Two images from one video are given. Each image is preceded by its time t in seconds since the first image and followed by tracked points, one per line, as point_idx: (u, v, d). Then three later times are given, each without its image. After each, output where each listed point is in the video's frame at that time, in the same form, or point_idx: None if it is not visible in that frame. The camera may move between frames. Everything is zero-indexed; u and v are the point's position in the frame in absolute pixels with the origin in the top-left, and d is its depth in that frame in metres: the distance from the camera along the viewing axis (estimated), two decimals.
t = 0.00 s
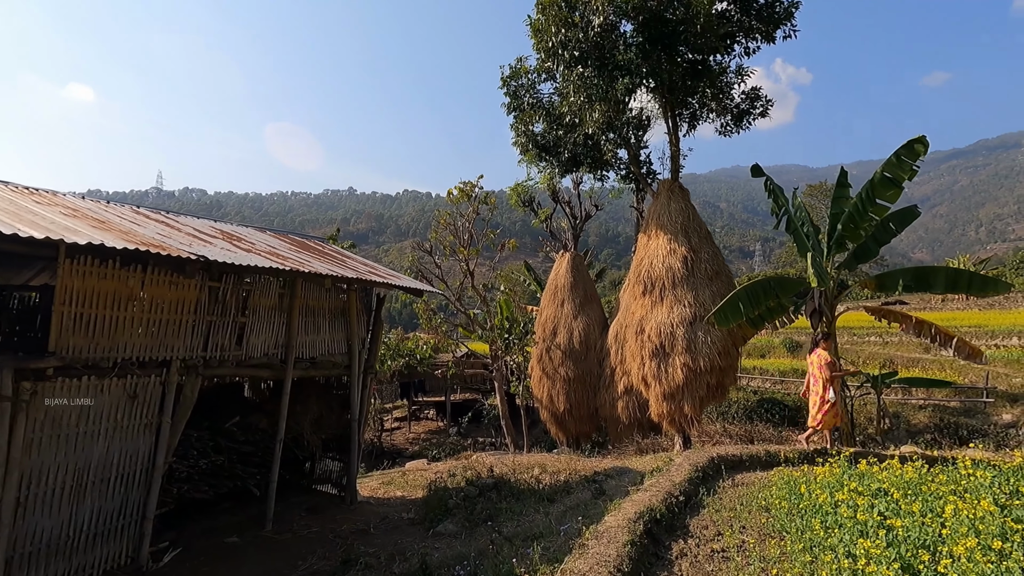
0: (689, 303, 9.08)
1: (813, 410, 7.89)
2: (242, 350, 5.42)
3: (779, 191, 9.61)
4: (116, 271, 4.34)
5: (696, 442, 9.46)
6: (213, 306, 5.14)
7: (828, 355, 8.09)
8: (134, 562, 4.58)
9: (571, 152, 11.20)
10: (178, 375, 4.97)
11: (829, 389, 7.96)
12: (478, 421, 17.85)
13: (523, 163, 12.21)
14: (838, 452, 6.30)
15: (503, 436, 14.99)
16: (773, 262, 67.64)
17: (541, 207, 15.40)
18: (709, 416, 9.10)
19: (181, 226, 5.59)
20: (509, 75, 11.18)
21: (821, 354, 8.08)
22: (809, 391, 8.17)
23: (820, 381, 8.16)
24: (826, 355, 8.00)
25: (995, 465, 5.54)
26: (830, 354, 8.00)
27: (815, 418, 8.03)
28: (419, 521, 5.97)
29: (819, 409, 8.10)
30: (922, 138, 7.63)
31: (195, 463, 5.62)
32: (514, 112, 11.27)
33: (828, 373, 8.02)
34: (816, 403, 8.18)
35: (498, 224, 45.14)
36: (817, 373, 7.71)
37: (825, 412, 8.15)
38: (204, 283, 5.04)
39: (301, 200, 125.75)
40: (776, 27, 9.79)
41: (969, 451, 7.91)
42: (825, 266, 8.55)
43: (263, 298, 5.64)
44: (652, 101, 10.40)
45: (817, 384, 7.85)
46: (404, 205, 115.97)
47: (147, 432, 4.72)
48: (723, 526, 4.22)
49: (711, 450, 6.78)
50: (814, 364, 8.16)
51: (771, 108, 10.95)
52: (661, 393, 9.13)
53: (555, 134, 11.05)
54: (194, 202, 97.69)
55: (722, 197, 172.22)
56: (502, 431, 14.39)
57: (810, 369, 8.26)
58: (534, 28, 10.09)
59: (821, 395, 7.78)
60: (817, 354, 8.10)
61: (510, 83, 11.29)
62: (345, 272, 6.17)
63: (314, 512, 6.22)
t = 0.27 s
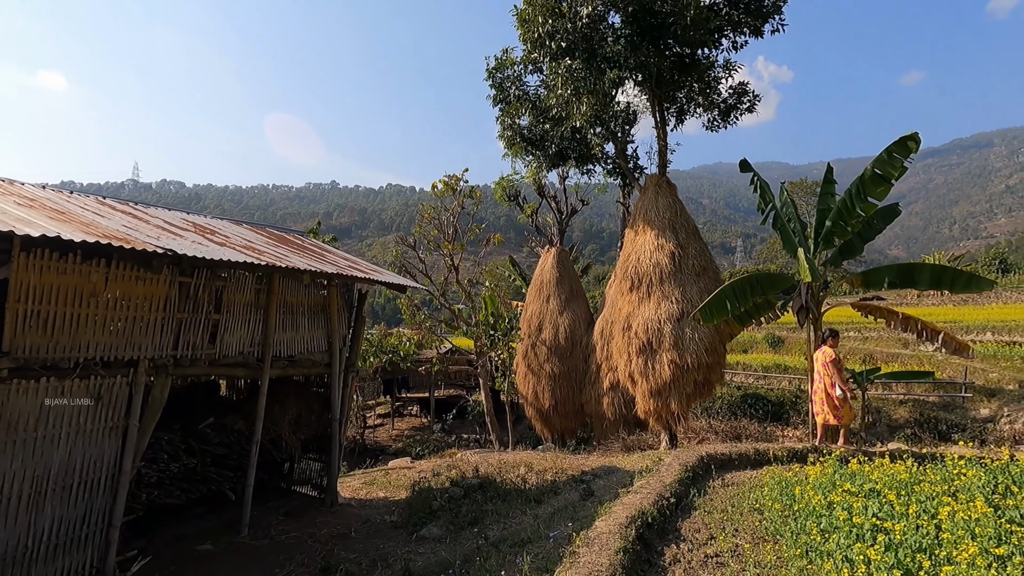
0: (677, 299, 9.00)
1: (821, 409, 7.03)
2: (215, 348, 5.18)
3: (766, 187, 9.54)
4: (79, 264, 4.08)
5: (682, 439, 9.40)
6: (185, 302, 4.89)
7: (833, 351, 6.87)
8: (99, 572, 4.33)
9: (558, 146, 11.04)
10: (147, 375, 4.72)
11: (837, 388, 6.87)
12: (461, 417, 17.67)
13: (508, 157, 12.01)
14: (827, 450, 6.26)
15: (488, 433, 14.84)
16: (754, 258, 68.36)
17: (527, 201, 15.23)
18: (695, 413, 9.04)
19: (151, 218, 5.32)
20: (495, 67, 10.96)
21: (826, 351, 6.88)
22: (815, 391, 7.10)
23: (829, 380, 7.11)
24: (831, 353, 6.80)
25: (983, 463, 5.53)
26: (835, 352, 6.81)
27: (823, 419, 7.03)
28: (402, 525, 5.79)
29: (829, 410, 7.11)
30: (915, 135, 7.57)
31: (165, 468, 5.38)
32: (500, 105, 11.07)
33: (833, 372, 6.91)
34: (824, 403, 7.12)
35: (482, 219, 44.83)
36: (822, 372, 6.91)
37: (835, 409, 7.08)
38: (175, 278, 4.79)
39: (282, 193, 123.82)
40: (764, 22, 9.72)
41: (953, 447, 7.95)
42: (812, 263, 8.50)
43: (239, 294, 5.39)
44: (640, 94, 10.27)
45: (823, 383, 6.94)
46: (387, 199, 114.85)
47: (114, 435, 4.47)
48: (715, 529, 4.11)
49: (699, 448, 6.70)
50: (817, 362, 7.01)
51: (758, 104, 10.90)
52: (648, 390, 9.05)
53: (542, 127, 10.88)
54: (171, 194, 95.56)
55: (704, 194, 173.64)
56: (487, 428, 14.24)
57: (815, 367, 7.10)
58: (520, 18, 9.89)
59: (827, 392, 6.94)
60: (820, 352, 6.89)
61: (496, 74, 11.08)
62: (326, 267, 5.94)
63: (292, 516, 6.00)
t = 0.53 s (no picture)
0: (662, 298, 8.90)
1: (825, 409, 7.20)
2: (183, 348, 4.90)
3: (751, 185, 9.48)
4: (31, 259, 3.79)
5: (667, 439, 9.31)
6: (149, 300, 4.61)
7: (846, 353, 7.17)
8: None
9: (543, 142, 10.90)
10: (108, 377, 4.44)
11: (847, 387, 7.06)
12: (444, 418, 17.43)
13: (492, 153, 11.82)
14: (814, 450, 6.19)
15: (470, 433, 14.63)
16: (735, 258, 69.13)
17: (510, 199, 15.04)
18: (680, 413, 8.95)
19: (114, 211, 5.02)
20: (479, 61, 10.76)
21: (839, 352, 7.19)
22: (823, 392, 7.26)
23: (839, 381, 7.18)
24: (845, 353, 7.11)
25: (969, 463, 5.49)
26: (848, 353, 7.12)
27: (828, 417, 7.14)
28: (382, 531, 5.58)
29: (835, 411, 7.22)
30: (903, 133, 7.51)
31: (129, 475, 5.08)
32: (484, 100, 10.88)
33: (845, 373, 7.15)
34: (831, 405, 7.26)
35: (465, 217, 44.54)
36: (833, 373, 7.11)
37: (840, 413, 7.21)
38: (139, 274, 4.51)
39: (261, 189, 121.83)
40: (749, 19, 9.68)
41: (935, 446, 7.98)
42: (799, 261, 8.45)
43: (208, 291, 5.12)
44: (625, 91, 10.16)
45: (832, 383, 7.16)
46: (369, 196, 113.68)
47: (69, 442, 4.18)
48: (707, 535, 3.98)
49: (686, 449, 6.60)
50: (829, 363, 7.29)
51: (743, 102, 10.87)
52: (634, 390, 8.94)
53: (526, 123, 10.71)
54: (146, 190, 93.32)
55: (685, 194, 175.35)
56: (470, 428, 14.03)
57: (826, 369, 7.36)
58: (504, 12, 9.71)
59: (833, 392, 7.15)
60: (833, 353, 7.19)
61: (480, 69, 10.88)
62: (301, 262, 5.69)
63: (266, 524, 5.74)
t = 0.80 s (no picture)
0: (645, 299, 8.80)
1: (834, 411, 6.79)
2: (144, 352, 4.62)
3: (734, 185, 9.45)
4: None
5: (649, 441, 9.23)
6: (107, 301, 4.35)
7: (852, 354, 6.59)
8: None
9: (525, 140, 10.72)
10: (60, 384, 4.15)
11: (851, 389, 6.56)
12: (423, 419, 17.16)
13: (473, 151, 11.60)
14: (798, 453, 6.13)
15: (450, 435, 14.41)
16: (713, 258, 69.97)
17: (491, 198, 14.84)
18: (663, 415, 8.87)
19: (70, 205, 4.72)
20: (460, 57, 10.55)
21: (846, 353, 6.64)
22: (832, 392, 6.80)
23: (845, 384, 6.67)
24: (850, 355, 6.55)
25: (951, 466, 5.48)
26: (855, 354, 6.55)
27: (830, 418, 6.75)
28: (357, 542, 5.35)
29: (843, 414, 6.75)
30: (886, 132, 7.50)
31: (84, 488, 4.75)
32: (465, 96, 10.67)
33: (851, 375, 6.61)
34: (838, 406, 6.77)
35: (445, 216, 44.17)
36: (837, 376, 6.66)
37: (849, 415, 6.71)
38: (95, 273, 4.23)
39: (237, 186, 119.45)
40: (732, 19, 9.64)
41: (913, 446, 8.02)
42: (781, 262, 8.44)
43: (172, 292, 4.85)
44: (608, 89, 10.05)
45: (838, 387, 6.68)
46: (347, 194, 112.29)
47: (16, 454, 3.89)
48: (695, 544, 3.85)
49: (670, 452, 6.50)
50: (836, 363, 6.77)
51: (725, 102, 10.84)
52: (616, 392, 8.83)
53: (508, 121, 10.53)
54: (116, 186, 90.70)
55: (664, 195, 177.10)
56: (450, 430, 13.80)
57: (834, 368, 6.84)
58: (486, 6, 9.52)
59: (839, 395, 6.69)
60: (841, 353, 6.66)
61: (461, 64, 10.67)
62: (273, 261, 5.43)
63: (234, 536, 5.47)
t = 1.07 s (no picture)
0: (624, 300, 8.74)
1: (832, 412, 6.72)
2: (96, 355, 4.34)
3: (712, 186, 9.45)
4: None
5: (626, 443, 9.17)
6: (53, 301, 4.07)
7: (853, 358, 6.51)
8: None
9: (504, 139, 10.57)
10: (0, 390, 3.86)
11: (851, 392, 6.45)
12: (398, 422, 16.87)
13: (450, 149, 11.41)
14: (776, 455, 6.12)
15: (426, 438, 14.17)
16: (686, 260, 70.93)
17: (469, 197, 14.64)
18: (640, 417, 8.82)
19: (16, 198, 4.40)
20: (437, 53, 10.35)
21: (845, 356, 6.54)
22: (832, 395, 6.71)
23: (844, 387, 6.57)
24: (851, 357, 6.47)
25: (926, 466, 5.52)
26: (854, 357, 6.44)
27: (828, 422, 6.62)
28: (327, 554, 5.13)
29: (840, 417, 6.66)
30: (861, 134, 7.53)
31: (29, 502, 4.42)
32: (442, 93, 10.47)
33: (851, 377, 6.52)
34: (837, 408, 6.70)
35: (421, 216, 43.75)
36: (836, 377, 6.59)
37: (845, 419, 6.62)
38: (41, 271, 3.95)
39: (206, 184, 116.45)
40: (710, 21, 9.66)
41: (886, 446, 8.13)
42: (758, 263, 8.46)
43: (128, 291, 4.57)
44: (588, 89, 9.96)
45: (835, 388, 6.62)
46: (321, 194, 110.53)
47: None
48: (678, 552, 3.75)
49: (649, 455, 6.43)
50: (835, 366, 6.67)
51: (703, 104, 10.87)
52: (594, 394, 8.75)
53: (486, 119, 10.36)
54: (77, 181, 87.49)
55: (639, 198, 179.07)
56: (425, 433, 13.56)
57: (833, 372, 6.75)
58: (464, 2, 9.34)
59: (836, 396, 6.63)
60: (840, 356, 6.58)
61: (438, 61, 10.47)
62: (238, 259, 5.16)
63: (195, 550, 5.19)
